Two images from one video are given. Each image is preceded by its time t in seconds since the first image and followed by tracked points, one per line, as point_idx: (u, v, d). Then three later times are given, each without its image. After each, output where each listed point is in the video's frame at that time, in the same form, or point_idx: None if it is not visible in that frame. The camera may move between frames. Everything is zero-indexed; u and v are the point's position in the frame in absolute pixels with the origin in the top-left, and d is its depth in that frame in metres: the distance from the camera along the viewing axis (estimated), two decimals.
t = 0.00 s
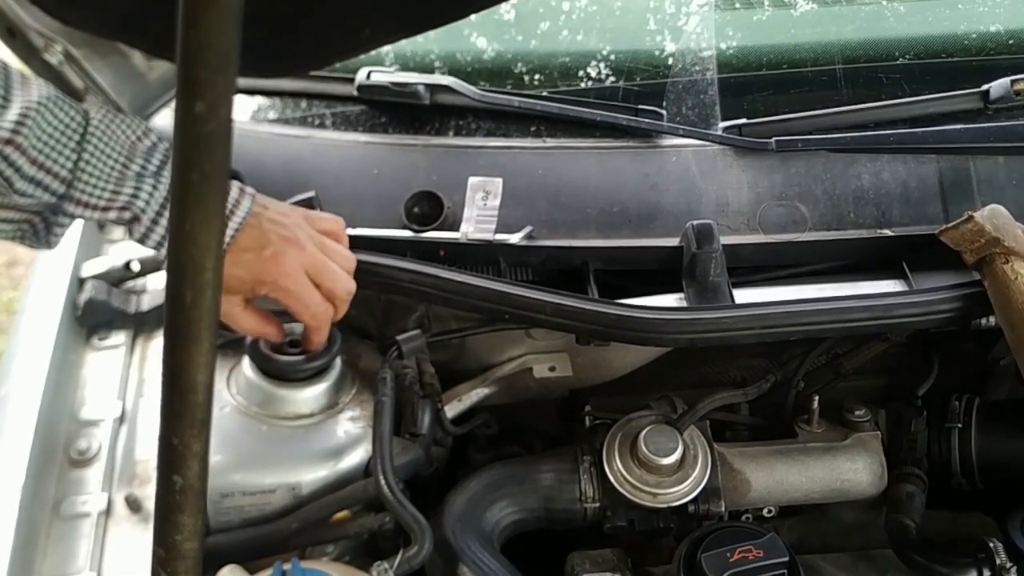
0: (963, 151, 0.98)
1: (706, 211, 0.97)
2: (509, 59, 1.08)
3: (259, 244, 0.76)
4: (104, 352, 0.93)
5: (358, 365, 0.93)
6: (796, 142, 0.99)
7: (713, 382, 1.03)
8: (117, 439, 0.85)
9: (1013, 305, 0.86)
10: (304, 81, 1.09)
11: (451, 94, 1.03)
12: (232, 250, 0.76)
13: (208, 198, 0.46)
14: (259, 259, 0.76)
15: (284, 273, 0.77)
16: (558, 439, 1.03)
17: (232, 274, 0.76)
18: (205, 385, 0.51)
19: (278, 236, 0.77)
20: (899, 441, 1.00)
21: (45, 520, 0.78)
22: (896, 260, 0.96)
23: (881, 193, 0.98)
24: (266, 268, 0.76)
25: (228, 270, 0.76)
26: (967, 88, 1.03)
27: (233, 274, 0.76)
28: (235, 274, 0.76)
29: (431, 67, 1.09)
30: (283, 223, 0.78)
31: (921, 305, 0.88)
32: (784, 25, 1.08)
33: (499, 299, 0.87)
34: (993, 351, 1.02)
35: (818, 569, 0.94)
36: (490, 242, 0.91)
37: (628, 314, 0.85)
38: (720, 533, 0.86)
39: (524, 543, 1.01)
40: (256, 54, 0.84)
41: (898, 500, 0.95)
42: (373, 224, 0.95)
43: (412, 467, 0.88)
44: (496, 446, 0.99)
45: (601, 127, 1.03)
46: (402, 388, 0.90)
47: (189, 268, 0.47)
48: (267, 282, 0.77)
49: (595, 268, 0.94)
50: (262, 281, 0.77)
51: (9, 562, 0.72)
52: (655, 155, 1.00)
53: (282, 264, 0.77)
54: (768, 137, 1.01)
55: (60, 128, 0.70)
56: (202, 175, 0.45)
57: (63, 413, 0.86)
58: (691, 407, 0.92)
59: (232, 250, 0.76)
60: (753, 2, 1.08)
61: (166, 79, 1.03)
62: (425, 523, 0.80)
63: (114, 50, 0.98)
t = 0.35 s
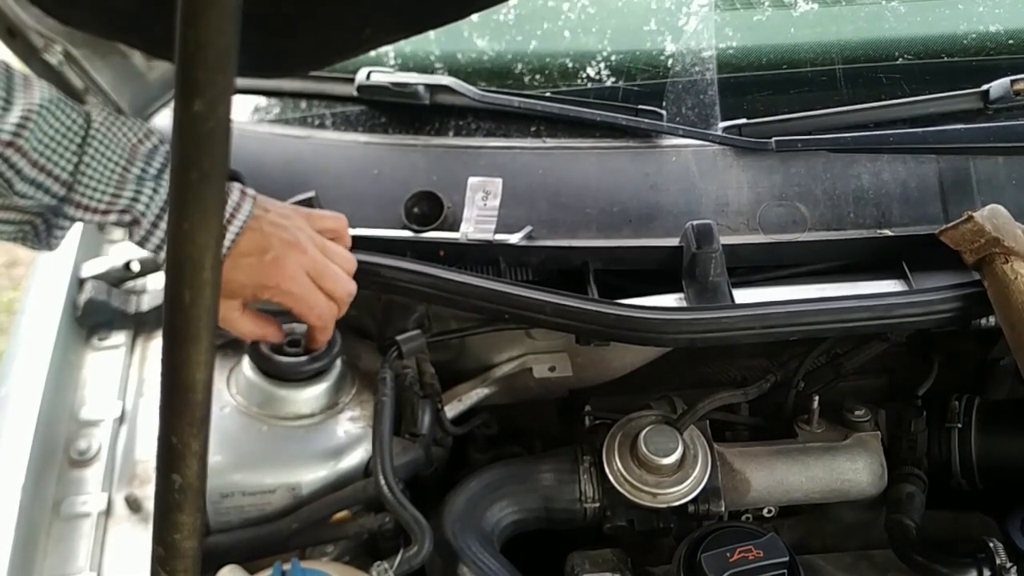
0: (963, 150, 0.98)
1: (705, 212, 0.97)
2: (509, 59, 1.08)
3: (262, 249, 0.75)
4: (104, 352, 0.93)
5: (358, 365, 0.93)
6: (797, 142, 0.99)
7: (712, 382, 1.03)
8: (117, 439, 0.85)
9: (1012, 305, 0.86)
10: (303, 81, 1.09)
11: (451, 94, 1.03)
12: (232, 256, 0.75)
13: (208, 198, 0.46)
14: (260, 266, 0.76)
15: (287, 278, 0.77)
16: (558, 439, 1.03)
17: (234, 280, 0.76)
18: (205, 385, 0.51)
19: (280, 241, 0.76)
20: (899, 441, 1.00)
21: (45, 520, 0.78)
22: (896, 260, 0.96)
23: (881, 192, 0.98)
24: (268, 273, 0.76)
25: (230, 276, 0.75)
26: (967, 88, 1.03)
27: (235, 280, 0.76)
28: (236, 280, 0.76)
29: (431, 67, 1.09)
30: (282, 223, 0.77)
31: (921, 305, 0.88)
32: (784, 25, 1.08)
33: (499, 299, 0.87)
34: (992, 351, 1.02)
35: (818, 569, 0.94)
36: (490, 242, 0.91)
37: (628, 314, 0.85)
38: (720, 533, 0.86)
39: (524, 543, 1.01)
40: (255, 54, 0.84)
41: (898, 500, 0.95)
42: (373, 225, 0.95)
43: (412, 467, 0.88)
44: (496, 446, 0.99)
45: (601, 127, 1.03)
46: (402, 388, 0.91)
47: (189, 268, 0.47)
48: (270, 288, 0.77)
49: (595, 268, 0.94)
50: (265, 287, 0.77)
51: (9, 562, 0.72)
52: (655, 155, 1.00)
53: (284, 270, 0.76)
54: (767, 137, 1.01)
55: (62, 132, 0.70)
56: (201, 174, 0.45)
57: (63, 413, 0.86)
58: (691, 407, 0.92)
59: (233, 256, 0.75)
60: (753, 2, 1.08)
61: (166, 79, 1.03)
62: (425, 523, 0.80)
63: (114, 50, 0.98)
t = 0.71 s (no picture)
0: (964, 150, 0.98)
1: (706, 211, 0.97)
2: (509, 59, 1.08)
3: (262, 245, 0.77)
4: (103, 353, 0.92)
5: (359, 365, 0.93)
6: (797, 142, 0.99)
7: (713, 382, 1.03)
8: (117, 439, 0.85)
9: (1013, 305, 0.86)
10: (303, 81, 1.09)
11: (451, 94, 1.03)
12: (233, 253, 0.76)
13: (208, 199, 0.46)
14: (260, 262, 0.77)
15: (287, 274, 0.77)
16: (558, 439, 1.03)
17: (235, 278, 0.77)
18: (205, 386, 0.51)
19: (280, 238, 0.77)
20: (899, 441, 1.00)
21: (45, 520, 0.78)
22: (896, 260, 0.96)
23: (881, 192, 0.97)
24: (268, 270, 0.77)
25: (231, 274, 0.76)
26: (967, 87, 1.03)
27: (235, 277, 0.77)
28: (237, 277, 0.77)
29: (431, 67, 1.09)
30: (284, 224, 0.79)
31: (921, 305, 0.88)
32: (785, 25, 1.08)
33: (499, 299, 0.87)
34: (993, 351, 1.02)
35: (818, 569, 0.94)
36: (491, 242, 0.91)
37: (628, 314, 0.85)
38: (721, 533, 0.86)
39: (524, 543, 1.01)
40: (255, 55, 0.84)
41: (898, 500, 0.95)
42: (373, 225, 0.95)
43: (412, 467, 0.88)
44: (496, 446, 0.99)
45: (601, 127, 1.03)
46: (402, 388, 0.90)
47: (189, 269, 0.47)
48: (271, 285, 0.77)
49: (595, 268, 0.93)
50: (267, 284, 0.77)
51: (9, 563, 0.72)
52: (655, 155, 1.00)
53: (284, 266, 0.77)
54: (768, 137, 1.01)
55: (63, 133, 0.71)
56: (201, 175, 0.45)
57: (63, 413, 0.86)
58: (692, 407, 0.92)
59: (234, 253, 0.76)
60: (753, 1, 1.08)
61: (166, 79, 1.03)
62: (425, 523, 0.80)
63: (115, 50, 0.98)
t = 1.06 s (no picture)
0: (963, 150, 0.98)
1: (706, 212, 0.97)
2: (508, 59, 1.08)
3: (267, 250, 0.76)
4: (102, 353, 0.92)
5: (358, 365, 0.93)
6: (796, 142, 0.99)
7: (712, 382, 1.03)
8: (116, 439, 0.85)
9: (1012, 305, 0.86)
10: (302, 81, 1.09)
11: (450, 94, 1.04)
12: (236, 258, 0.75)
13: (208, 197, 0.46)
14: (266, 266, 0.76)
15: (292, 278, 0.77)
16: (558, 439, 1.04)
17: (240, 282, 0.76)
18: (206, 384, 0.51)
19: (285, 242, 0.77)
20: (899, 441, 1.00)
21: (44, 519, 0.78)
22: (896, 260, 0.96)
23: (881, 192, 0.98)
24: (273, 275, 0.76)
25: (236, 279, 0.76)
26: (966, 88, 1.03)
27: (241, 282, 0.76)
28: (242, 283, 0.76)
29: (431, 67, 1.09)
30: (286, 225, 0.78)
31: (920, 304, 0.88)
32: (784, 25, 1.08)
33: (499, 299, 0.87)
34: (992, 351, 1.02)
35: (818, 569, 0.94)
36: (490, 242, 0.91)
37: (628, 313, 0.85)
38: (720, 533, 0.86)
39: (524, 543, 1.01)
40: (255, 55, 0.84)
41: (898, 500, 0.95)
42: (373, 224, 0.95)
43: (412, 467, 0.88)
44: (496, 446, 0.99)
45: (601, 127, 1.03)
46: (402, 388, 0.90)
47: (189, 268, 0.47)
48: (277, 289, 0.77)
49: (594, 268, 0.94)
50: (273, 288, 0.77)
51: (9, 563, 0.72)
52: (654, 154, 1.00)
53: (288, 270, 0.77)
54: (767, 137, 1.01)
55: (66, 135, 0.70)
56: (201, 174, 0.45)
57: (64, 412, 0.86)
58: (691, 407, 0.92)
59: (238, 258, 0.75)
60: (752, 2, 1.09)
61: (165, 79, 1.03)
62: (424, 523, 0.80)
63: (115, 50, 0.98)
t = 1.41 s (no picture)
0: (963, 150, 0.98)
1: (706, 212, 0.97)
2: (509, 60, 1.08)
3: (266, 251, 0.76)
4: (103, 353, 0.92)
5: (359, 366, 0.93)
6: (797, 142, 0.99)
7: (713, 383, 1.03)
8: (117, 440, 0.85)
9: (1013, 306, 0.86)
10: (303, 81, 1.09)
11: (451, 94, 1.04)
12: (234, 259, 0.76)
13: (209, 198, 0.46)
14: (264, 266, 0.76)
15: (292, 279, 0.77)
16: (559, 439, 1.04)
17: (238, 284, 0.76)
18: (206, 386, 0.51)
19: (285, 244, 0.77)
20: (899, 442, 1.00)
21: (44, 520, 0.78)
22: (896, 260, 0.96)
23: (881, 193, 0.98)
24: (273, 276, 0.76)
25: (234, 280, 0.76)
26: (967, 88, 1.03)
27: (239, 283, 0.76)
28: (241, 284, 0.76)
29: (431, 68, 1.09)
30: (286, 227, 0.78)
31: (921, 305, 0.88)
32: (784, 26, 1.08)
33: (499, 299, 0.87)
34: (993, 351, 1.02)
35: (819, 569, 0.94)
36: (491, 243, 0.91)
37: (628, 314, 0.85)
38: (721, 533, 0.86)
39: (525, 543, 1.01)
40: (255, 56, 0.84)
41: (898, 500, 0.95)
42: (374, 225, 0.95)
43: (412, 468, 0.88)
44: (497, 446, 0.99)
45: (602, 127, 1.03)
46: (402, 388, 0.90)
47: (190, 270, 0.47)
48: (275, 290, 0.77)
49: (595, 268, 0.94)
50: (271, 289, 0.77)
51: (10, 564, 0.72)
52: (655, 155, 1.00)
53: (287, 271, 0.77)
54: (768, 137, 1.01)
55: (65, 137, 0.70)
56: (202, 175, 0.45)
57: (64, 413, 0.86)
58: (692, 407, 0.92)
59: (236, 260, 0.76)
60: (752, 2, 1.09)
61: (166, 80, 1.03)
62: (425, 524, 0.80)
63: (115, 50, 0.98)
